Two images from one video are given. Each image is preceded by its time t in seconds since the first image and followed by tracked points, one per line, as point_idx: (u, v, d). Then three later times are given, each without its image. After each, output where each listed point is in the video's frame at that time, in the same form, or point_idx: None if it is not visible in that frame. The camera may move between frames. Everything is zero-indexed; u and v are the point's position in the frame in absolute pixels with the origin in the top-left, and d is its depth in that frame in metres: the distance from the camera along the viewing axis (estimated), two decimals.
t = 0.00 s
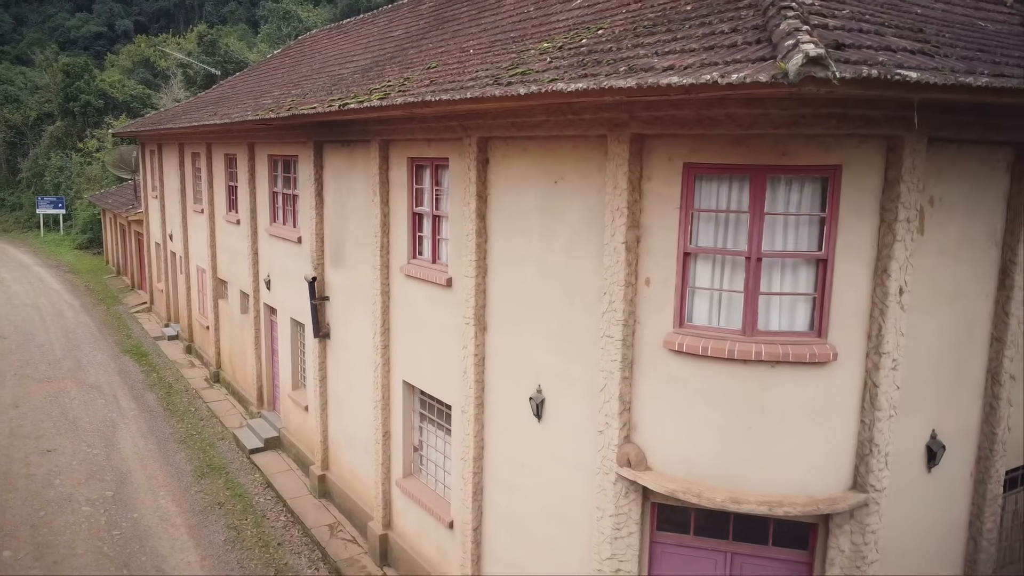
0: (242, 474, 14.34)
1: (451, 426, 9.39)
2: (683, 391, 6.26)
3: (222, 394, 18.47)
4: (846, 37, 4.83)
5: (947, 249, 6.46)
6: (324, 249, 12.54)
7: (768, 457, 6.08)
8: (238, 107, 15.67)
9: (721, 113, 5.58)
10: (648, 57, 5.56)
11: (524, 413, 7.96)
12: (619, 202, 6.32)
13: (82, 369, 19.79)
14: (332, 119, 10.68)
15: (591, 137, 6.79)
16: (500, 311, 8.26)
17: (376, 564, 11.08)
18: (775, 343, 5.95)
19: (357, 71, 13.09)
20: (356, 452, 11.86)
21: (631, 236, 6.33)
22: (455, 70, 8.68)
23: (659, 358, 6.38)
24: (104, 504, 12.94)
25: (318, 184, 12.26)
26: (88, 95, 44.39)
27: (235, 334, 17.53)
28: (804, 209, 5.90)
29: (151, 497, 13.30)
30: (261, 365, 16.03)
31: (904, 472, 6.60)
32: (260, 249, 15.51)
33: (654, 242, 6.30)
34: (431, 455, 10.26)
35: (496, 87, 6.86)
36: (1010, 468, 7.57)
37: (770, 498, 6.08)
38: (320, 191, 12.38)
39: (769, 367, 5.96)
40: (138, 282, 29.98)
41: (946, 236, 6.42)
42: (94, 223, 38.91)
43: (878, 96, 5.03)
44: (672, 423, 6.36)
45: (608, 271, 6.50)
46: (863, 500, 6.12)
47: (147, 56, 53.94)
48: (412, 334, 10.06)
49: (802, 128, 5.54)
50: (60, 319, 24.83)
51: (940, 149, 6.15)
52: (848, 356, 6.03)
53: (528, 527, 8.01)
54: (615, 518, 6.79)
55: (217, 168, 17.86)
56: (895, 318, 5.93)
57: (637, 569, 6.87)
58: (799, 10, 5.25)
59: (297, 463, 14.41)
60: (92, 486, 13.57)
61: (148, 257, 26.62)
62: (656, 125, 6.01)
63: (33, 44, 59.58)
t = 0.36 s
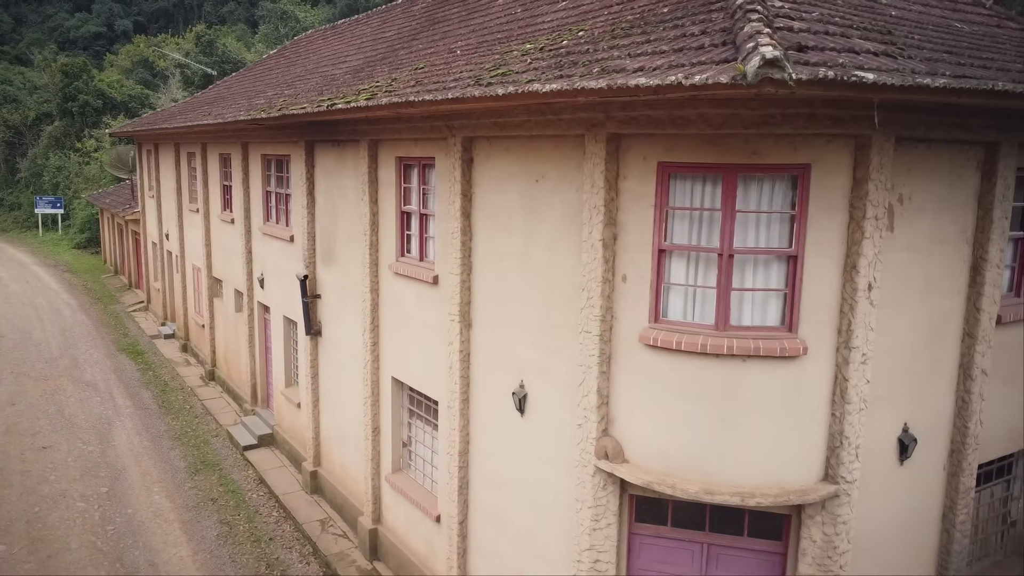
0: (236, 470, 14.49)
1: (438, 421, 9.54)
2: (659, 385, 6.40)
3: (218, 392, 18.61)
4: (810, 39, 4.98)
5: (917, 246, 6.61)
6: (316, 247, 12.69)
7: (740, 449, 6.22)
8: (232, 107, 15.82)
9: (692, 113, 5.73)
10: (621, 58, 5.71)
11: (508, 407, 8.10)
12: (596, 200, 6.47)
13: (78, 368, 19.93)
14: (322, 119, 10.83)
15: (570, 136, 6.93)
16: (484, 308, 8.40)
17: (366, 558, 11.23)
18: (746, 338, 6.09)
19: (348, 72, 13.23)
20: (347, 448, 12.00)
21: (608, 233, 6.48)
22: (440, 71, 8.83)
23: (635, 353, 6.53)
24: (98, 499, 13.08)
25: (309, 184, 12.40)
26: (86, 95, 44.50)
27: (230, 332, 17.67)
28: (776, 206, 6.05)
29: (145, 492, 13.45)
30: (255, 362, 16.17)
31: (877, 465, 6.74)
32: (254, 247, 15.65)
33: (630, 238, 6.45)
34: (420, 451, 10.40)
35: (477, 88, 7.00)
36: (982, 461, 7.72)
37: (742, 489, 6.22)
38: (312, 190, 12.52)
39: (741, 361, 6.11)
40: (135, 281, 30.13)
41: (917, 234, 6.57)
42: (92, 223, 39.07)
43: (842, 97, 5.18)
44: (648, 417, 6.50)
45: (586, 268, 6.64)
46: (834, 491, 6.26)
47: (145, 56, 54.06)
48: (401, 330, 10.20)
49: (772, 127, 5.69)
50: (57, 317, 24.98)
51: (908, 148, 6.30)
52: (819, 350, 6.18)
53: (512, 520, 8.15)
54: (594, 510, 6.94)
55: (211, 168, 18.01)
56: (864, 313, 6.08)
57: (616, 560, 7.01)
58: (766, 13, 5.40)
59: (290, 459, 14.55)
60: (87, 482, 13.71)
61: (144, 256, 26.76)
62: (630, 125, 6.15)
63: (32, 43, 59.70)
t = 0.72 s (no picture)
0: (229, 467, 14.63)
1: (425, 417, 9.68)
2: (635, 379, 6.54)
3: (213, 389, 18.76)
4: (775, 41, 5.13)
5: (889, 243, 6.74)
6: (307, 246, 12.83)
7: (714, 441, 6.37)
8: (226, 107, 15.97)
9: (665, 113, 5.87)
10: (596, 60, 5.86)
11: (491, 402, 8.25)
12: (574, 198, 6.61)
13: (75, 366, 20.08)
14: (312, 119, 10.97)
15: (550, 136, 7.07)
16: (469, 304, 8.54)
17: (356, 553, 11.37)
18: (720, 333, 6.24)
19: (340, 72, 13.37)
20: (338, 445, 12.14)
21: (586, 231, 6.62)
22: (426, 71, 8.97)
23: (612, 348, 6.67)
24: (92, 495, 13.23)
25: (301, 183, 12.54)
26: (85, 95, 44.64)
27: (224, 330, 17.82)
28: (748, 204, 6.20)
29: (139, 488, 13.60)
30: (249, 360, 16.31)
31: (850, 458, 6.88)
32: (247, 246, 15.80)
33: (607, 236, 6.59)
34: (408, 446, 10.54)
35: (458, 89, 7.15)
36: (956, 455, 7.85)
37: (716, 481, 6.36)
38: (303, 189, 12.66)
39: (714, 355, 6.25)
40: (132, 280, 30.27)
41: (888, 231, 6.71)
42: (90, 223, 39.23)
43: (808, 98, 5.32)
44: (625, 410, 6.65)
45: (564, 265, 6.78)
46: (806, 483, 6.39)
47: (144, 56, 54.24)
48: (389, 327, 10.34)
49: (742, 127, 5.83)
50: (54, 316, 25.13)
51: (879, 147, 6.44)
52: (790, 345, 6.32)
53: (496, 513, 8.30)
54: (573, 502, 7.08)
55: (206, 167, 18.16)
56: (834, 308, 6.22)
57: (595, 551, 7.15)
58: (735, 16, 5.55)
59: (282, 456, 14.69)
60: (81, 478, 13.86)
61: (141, 256, 26.91)
62: (606, 124, 6.29)
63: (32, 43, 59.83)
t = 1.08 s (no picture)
0: (223, 463, 14.78)
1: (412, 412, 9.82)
2: (611, 373, 6.69)
3: (207, 387, 18.90)
4: (740, 43, 5.27)
5: (860, 240, 6.89)
6: (299, 244, 12.98)
7: (687, 433, 6.51)
8: (220, 106, 16.11)
9: (638, 113, 6.01)
10: (570, 61, 6.00)
11: (475, 397, 8.39)
12: (552, 196, 6.75)
13: (71, 364, 20.23)
14: (302, 118, 11.12)
15: (529, 135, 7.22)
16: (453, 300, 8.68)
17: (346, 547, 11.51)
18: (692, 327, 6.39)
19: (331, 72, 13.52)
20: (328, 441, 12.28)
21: (563, 229, 6.76)
22: (412, 72, 9.11)
23: (589, 343, 6.82)
24: (87, 491, 13.38)
25: (292, 182, 12.69)
26: (83, 95, 44.76)
27: (219, 329, 17.96)
28: (720, 202, 6.34)
29: (132, 484, 13.75)
30: (242, 358, 16.46)
31: (823, 451, 7.02)
32: (241, 245, 15.94)
33: (584, 233, 6.74)
34: (396, 442, 10.67)
35: (440, 89, 7.29)
36: (930, 449, 8.00)
37: (689, 473, 6.51)
38: (295, 188, 12.81)
39: (687, 350, 6.40)
40: (129, 279, 30.41)
41: (859, 229, 6.85)
42: (88, 222, 39.38)
43: (774, 98, 5.47)
44: (602, 403, 6.79)
45: (543, 261, 6.92)
46: (778, 474, 6.54)
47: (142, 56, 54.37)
48: (377, 324, 10.48)
49: (712, 127, 5.98)
50: (52, 315, 25.27)
51: (849, 146, 6.58)
52: (762, 339, 6.46)
53: (480, 506, 8.45)
54: (552, 494, 7.22)
55: (201, 166, 18.30)
56: (805, 303, 6.37)
57: (573, 542, 7.30)
58: (704, 19, 5.70)
59: (275, 452, 14.84)
60: (76, 474, 14.01)
61: (138, 255, 27.05)
62: (582, 124, 6.44)
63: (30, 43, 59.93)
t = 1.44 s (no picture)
0: (216, 460, 14.91)
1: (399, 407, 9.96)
2: (589, 368, 6.82)
3: (202, 385, 19.03)
4: (708, 45, 5.41)
5: (833, 237, 7.03)
6: (291, 243, 13.11)
7: (663, 427, 6.65)
8: (214, 106, 16.24)
9: (613, 112, 6.14)
10: (546, 62, 6.14)
11: (460, 392, 8.53)
12: (531, 194, 6.88)
13: (68, 362, 20.37)
14: (293, 118, 11.25)
15: (510, 135, 7.35)
16: (439, 297, 8.80)
17: (336, 542, 11.65)
18: (667, 323, 6.52)
19: (323, 73, 13.64)
20: (319, 437, 12.41)
21: (542, 226, 6.90)
22: (399, 73, 9.24)
23: (567, 338, 6.95)
24: (81, 487, 13.52)
25: (284, 181, 12.82)
26: (82, 95, 44.89)
27: (213, 327, 18.09)
28: (694, 201, 6.46)
29: (126, 480, 13.89)
30: (236, 356, 16.59)
31: (798, 444, 7.15)
32: (234, 244, 16.07)
33: (563, 230, 6.87)
34: (385, 438, 10.80)
35: (423, 90, 7.43)
36: (906, 443, 8.13)
37: (665, 465, 6.64)
38: (286, 187, 12.94)
39: (662, 345, 6.53)
40: (126, 278, 30.54)
41: (833, 226, 6.99)
42: (86, 221, 39.55)
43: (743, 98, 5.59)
44: (580, 398, 6.92)
45: (523, 258, 7.06)
46: (752, 467, 6.67)
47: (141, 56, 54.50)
48: (366, 321, 10.61)
49: (685, 126, 6.11)
50: (49, 314, 25.41)
51: (821, 145, 6.72)
52: (735, 334, 6.60)
53: (464, 500, 8.58)
54: (533, 487, 7.36)
55: (196, 166, 18.43)
56: (778, 300, 6.50)
57: (553, 534, 7.43)
58: (676, 21, 5.84)
59: (268, 449, 14.97)
60: (70, 470, 14.15)
61: (135, 254, 27.17)
62: (560, 124, 6.57)
63: (30, 43, 60.07)
